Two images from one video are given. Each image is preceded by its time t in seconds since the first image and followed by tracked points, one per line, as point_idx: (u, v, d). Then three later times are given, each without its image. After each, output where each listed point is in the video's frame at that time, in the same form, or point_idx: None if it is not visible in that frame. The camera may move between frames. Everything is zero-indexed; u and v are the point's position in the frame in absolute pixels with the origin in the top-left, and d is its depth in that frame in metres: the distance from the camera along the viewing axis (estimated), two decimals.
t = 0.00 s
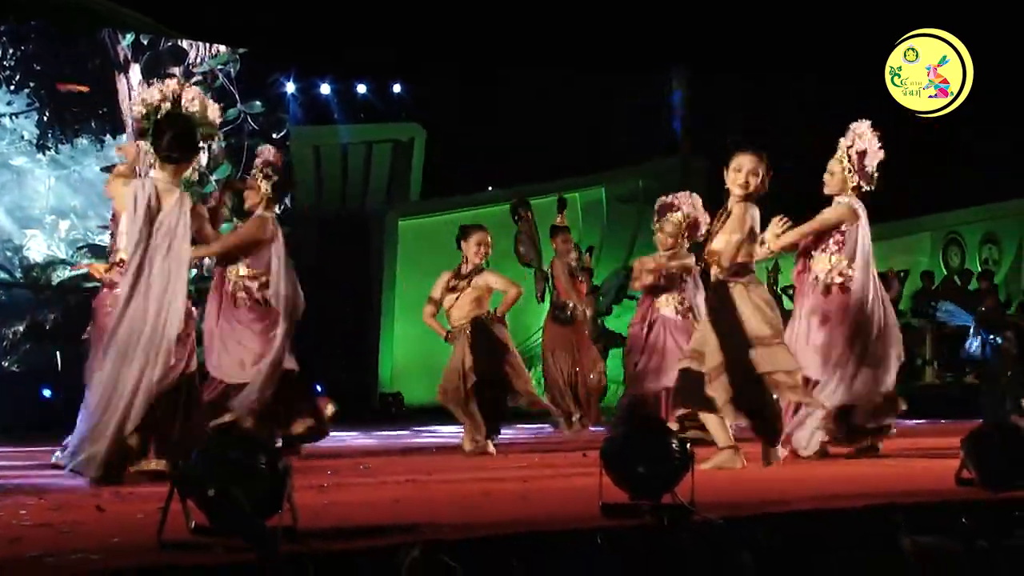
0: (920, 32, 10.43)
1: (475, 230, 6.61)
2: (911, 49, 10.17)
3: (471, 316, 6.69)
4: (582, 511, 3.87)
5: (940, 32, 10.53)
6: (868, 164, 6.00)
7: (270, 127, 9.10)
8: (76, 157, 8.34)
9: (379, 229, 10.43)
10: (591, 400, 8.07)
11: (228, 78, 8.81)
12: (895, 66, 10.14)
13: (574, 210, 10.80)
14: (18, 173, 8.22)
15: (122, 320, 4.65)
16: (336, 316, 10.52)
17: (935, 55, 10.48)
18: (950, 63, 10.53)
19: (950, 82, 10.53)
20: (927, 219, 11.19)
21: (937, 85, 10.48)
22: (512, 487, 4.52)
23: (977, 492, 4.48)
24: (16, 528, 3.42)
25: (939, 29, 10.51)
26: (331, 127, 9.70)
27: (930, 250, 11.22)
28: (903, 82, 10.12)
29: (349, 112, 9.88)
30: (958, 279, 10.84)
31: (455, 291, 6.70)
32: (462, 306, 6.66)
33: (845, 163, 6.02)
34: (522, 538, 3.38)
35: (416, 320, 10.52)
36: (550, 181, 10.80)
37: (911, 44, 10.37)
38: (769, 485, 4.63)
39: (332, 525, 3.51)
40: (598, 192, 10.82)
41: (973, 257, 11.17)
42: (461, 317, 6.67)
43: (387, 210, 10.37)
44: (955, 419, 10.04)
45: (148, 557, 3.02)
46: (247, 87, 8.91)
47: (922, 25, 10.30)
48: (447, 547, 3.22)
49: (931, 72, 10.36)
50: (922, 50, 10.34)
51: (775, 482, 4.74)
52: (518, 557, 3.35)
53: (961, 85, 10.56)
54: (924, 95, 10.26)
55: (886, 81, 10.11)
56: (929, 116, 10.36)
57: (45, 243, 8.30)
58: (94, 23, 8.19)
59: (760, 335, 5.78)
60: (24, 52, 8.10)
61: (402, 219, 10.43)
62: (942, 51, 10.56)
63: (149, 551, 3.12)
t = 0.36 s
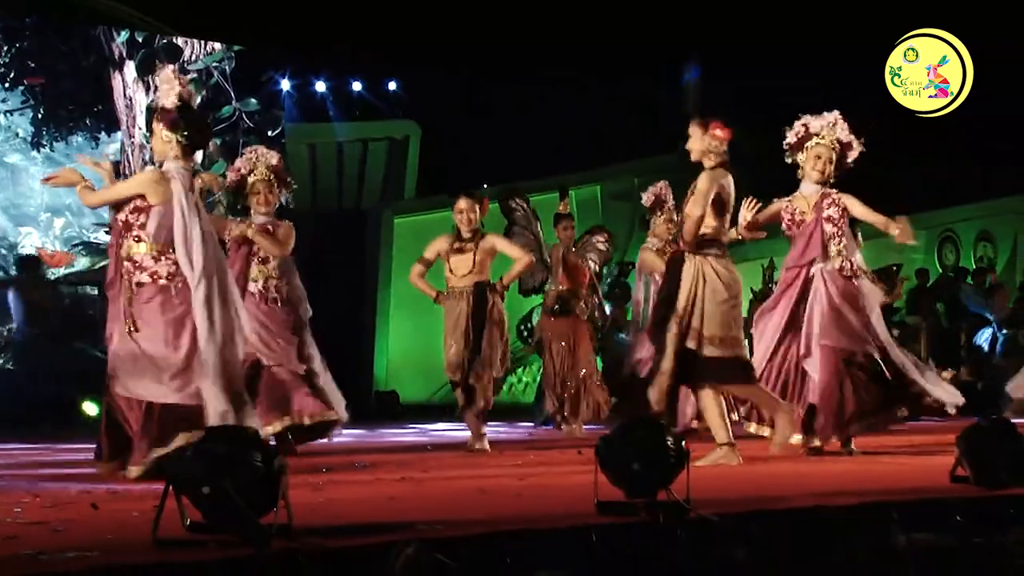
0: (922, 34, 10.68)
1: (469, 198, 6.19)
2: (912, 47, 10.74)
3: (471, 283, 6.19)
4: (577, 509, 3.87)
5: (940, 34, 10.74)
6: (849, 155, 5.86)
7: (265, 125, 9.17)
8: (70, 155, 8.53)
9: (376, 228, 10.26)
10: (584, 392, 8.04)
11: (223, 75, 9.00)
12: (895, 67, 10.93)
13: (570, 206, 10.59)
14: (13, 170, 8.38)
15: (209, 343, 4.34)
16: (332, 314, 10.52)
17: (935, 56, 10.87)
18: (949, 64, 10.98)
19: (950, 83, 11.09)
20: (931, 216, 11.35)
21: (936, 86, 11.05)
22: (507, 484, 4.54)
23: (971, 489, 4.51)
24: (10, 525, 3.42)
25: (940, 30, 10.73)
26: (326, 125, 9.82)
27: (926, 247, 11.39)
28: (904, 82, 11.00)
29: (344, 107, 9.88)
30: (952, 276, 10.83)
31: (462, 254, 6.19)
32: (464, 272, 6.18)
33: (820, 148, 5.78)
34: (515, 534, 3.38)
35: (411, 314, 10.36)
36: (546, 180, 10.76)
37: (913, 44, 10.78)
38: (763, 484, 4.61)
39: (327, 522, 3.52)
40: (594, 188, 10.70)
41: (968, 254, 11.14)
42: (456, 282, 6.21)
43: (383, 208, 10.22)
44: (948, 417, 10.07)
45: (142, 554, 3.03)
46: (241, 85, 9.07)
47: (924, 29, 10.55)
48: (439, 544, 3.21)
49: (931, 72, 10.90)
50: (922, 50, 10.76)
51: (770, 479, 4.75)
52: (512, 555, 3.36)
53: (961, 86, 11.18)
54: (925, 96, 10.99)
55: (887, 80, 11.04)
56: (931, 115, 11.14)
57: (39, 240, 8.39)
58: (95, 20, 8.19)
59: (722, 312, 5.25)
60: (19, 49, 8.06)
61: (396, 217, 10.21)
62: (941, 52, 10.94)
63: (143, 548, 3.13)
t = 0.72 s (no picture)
0: (922, 34, 10.81)
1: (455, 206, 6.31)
2: (911, 48, 10.85)
3: (471, 293, 6.29)
4: (570, 506, 3.88)
5: (939, 34, 10.90)
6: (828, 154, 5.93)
7: (259, 122, 9.21)
8: (65, 151, 8.35)
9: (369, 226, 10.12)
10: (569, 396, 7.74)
11: (216, 72, 9.00)
12: (896, 66, 11.06)
13: (564, 203, 10.46)
14: (5, 167, 8.23)
15: (242, 345, 4.90)
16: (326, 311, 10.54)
17: (935, 57, 10.97)
18: (949, 64, 11.18)
19: (950, 83, 11.29)
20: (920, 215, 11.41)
21: (937, 86, 11.21)
22: (502, 481, 4.55)
23: (962, 486, 4.53)
24: (4, 523, 3.42)
25: (939, 31, 10.89)
26: (320, 123, 9.61)
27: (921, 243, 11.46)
28: (904, 81, 11.12)
29: (339, 106, 9.76)
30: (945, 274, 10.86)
31: (461, 260, 6.27)
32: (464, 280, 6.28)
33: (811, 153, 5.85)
34: (508, 530, 3.39)
35: (407, 313, 10.16)
36: (539, 177, 10.68)
37: (913, 44, 10.90)
38: (758, 483, 4.55)
39: (320, 519, 3.52)
40: (589, 187, 10.55)
41: (962, 252, 11.18)
42: (456, 288, 6.28)
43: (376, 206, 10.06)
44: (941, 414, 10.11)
45: (137, 551, 3.03)
46: (235, 82, 9.08)
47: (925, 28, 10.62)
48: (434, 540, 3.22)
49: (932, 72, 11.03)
50: (922, 51, 10.85)
51: (762, 477, 4.76)
52: (506, 552, 3.35)
53: (960, 86, 11.41)
54: (925, 96, 11.12)
55: (888, 80, 11.15)
56: (931, 115, 11.30)
57: (33, 238, 8.29)
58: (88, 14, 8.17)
59: (685, 334, 5.22)
60: (12, 45, 8.08)
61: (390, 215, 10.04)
62: (942, 52, 11.14)
63: (138, 545, 3.13)
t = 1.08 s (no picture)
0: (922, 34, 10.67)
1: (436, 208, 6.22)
2: (910, 48, 10.80)
3: (437, 290, 6.22)
4: (562, 503, 3.88)
5: (940, 34, 10.72)
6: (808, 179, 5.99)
7: (250, 118, 9.30)
8: (55, 148, 8.36)
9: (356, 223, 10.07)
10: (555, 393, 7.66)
11: (207, 70, 9.07)
12: (895, 66, 11.05)
13: (554, 200, 10.48)
14: None
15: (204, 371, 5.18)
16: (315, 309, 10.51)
17: (936, 57, 10.90)
18: (949, 64, 11.00)
19: (950, 83, 11.14)
20: (904, 212, 11.28)
21: (937, 85, 11.13)
22: (494, 479, 4.54)
23: (953, 484, 4.54)
24: None
25: (939, 31, 10.66)
26: (310, 118, 9.68)
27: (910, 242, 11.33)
28: (904, 81, 11.14)
29: (331, 104, 9.83)
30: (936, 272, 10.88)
31: (430, 259, 6.21)
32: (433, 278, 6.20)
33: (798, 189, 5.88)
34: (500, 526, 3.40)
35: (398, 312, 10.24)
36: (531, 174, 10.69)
37: (913, 44, 10.78)
38: (750, 480, 4.55)
39: (311, 516, 3.51)
40: (580, 182, 10.56)
41: (952, 250, 11.15)
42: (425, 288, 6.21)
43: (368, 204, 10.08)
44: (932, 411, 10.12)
45: (127, 550, 3.02)
46: (225, 80, 9.16)
47: (923, 30, 10.48)
48: (426, 537, 3.22)
49: (932, 72, 10.94)
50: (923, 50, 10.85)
51: (753, 474, 4.76)
52: (497, 548, 3.36)
53: (961, 86, 11.24)
54: (925, 96, 11.16)
55: (888, 80, 11.19)
56: (931, 114, 11.36)
57: (23, 235, 8.28)
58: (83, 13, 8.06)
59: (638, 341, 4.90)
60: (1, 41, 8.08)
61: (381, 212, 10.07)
62: (941, 52, 10.96)
63: (127, 543, 3.12)
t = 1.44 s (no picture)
0: (922, 34, 11.38)
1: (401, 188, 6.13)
2: (910, 48, 11.46)
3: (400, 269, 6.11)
4: (551, 498, 3.90)
5: (938, 35, 11.47)
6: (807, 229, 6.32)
7: (239, 114, 9.10)
8: (43, 143, 8.21)
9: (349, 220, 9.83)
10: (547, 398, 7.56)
11: (195, 65, 8.94)
12: (895, 66, 11.52)
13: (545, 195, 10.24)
14: None
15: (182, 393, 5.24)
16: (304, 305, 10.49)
17: (934, 57, 11.58)
18: (949, 64, 11.72)
19: (950, 83, 11.72)
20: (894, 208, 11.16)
21: (937, 86, 11.63)
22: (483, 474, 4.55)
23: (941, 479, 4.57)
24: None
25: (938, 31, 11.44)
26: (300, 115, 9.48)
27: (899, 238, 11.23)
28: (904, 81, 11.54)
29: (320, 99, 9.61)
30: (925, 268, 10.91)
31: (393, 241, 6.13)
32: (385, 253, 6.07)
33: (784, 228, 6.18)
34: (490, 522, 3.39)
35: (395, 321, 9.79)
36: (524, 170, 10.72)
37: (913, 43, 11.46)
38: (737, 476, 4.53)
39: (301, 512, 3.53)
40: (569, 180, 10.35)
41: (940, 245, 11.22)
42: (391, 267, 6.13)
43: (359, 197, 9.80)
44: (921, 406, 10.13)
45: (118, 545, 3.02)
46: (215, 74, 9.00)
47: (923, 28, 11.28)
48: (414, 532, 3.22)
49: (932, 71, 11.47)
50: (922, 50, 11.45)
51: (742, 469, 4.77)
52: (488, 543, 3.37)
53: (960, 87, 11.75)
54: (925, 96, 11.53)
55: (888, 80, 11.58)
56: (930, 116, 11.64)
57: (10, 230, 8.12)
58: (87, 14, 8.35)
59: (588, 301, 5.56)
60: None
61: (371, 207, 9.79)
62: (941, 52, 11.73)
63: (117, 538, 3.12)
